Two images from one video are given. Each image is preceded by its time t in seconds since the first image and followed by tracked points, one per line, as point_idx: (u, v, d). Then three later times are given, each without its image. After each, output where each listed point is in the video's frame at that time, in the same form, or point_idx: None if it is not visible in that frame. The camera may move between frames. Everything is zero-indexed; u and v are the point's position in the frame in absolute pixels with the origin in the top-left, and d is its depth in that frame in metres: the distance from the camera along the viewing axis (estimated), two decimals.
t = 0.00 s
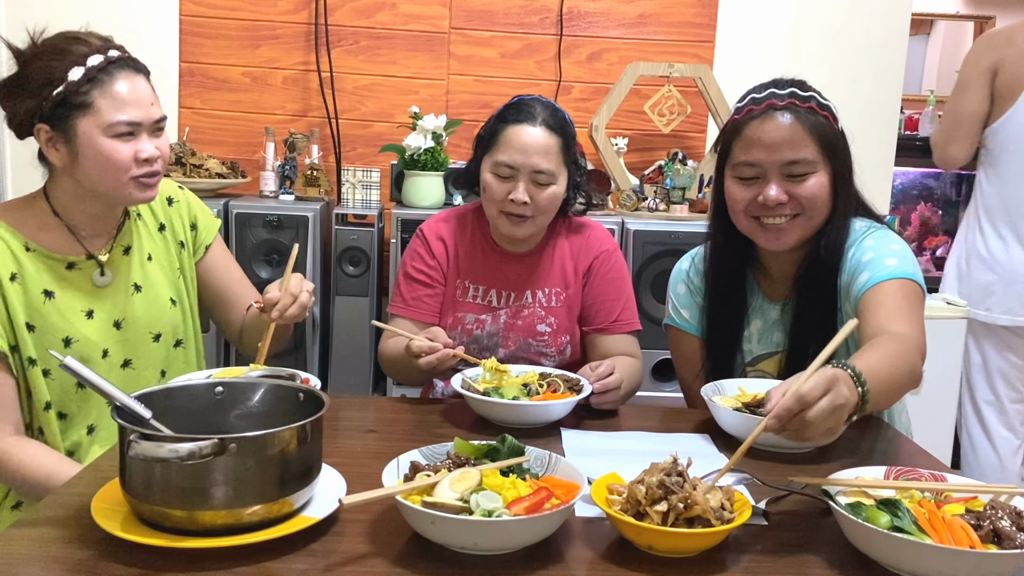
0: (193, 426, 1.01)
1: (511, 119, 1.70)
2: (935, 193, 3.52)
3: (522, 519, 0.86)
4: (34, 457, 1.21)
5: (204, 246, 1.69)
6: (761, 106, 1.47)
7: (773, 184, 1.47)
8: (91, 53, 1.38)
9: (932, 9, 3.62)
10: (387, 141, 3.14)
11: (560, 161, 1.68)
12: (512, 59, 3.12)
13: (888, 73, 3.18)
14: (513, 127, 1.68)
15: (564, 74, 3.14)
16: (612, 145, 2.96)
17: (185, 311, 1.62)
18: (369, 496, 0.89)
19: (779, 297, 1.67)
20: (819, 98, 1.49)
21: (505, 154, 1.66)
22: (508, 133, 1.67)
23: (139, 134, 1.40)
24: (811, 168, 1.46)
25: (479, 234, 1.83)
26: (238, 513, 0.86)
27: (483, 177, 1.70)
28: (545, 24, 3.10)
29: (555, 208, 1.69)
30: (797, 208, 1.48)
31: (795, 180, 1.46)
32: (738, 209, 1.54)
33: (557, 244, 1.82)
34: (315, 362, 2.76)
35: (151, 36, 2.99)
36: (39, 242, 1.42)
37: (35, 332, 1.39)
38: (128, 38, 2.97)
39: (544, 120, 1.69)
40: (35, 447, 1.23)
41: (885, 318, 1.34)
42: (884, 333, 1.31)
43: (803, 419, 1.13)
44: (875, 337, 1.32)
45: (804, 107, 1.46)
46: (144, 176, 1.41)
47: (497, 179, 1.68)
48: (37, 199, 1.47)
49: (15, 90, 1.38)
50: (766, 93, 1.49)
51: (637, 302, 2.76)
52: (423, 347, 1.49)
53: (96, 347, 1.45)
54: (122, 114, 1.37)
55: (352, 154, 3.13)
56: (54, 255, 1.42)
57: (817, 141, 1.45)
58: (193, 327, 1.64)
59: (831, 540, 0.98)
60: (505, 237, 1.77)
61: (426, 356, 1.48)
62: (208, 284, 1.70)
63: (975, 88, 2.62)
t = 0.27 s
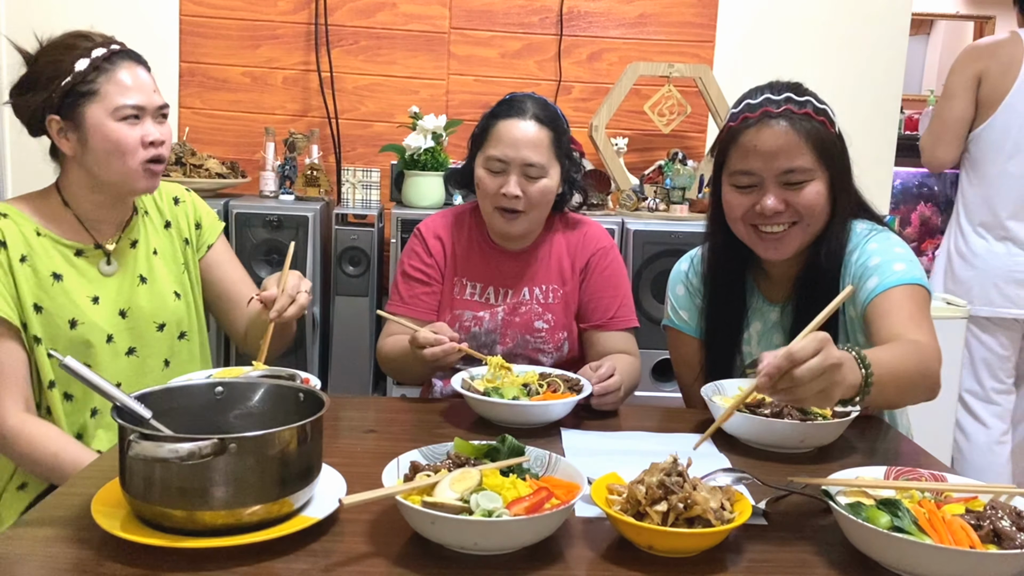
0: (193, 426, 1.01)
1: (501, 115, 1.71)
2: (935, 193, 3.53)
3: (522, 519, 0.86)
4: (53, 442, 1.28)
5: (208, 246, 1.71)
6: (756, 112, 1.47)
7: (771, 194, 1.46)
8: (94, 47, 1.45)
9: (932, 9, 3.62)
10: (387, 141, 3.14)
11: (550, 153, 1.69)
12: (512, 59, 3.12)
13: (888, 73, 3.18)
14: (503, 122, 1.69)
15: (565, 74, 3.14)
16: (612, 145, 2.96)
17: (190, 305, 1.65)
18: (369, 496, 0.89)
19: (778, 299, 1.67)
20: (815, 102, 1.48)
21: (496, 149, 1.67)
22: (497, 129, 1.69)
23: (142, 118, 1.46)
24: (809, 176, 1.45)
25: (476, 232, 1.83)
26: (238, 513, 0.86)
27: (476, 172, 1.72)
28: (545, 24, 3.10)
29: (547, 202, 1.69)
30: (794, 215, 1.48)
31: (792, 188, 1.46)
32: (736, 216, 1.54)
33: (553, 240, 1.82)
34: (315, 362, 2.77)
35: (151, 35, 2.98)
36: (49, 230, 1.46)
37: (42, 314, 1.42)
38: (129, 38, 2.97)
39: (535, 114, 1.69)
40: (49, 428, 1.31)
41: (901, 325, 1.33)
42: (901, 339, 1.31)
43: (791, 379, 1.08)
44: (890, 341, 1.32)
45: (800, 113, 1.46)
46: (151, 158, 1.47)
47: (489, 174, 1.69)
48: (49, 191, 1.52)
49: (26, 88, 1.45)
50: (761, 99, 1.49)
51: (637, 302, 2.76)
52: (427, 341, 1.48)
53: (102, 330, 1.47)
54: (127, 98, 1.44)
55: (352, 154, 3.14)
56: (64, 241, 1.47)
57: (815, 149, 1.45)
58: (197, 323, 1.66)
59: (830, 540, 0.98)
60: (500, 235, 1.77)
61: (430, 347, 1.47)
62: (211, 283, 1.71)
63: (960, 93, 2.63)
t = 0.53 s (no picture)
0: (192, 426, 1.01)
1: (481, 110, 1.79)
2: (935, 193, 3.53)
3: (522, 519, 0.86)
4: (56, 441, 1.29)
5: (214, 246, 1.71)
6: (754, 116, 1.47)
7: (770, 198, 1.46)
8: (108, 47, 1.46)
9: (932, 9, 3.62)
10: (387, 141, 3.14)
11: (517, 145, 1.73)
12: (512, 59, 3.12)
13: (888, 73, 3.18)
14: (478, 116, 1.77)
15: (565, 74, 3.14)
16: (612, 145, 2.96)
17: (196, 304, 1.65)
18: (369, 496, 0.89)
19: (778, 300, 1.67)
20: (814, 105, 1.48)
21: (469, 142, 1.76)
22: (473, 125, 1.77)
23: (151, 120, 1.46)
24: (807, 180, 1.45)
25: (477, 231, 1.84)
26: (238, 513, 0.86)
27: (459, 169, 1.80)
28: (545, 24, 3.10)
29: (515, 192, 1.71)
30: (793, 219, 1.47)
31: (791, 192, 1.46)
32: (735, 220, 1.53)
33: (553, 240, 1.83)
34: (315, 362, 2.77)
35: (151, 35, 2.98)
36: (55, 229, 1.47)
37: (46, 313, 1.44)
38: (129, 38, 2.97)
39: (507, 107, 1.76)
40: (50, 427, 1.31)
41: (900, 327, 1.33)
42: (900, 342, 1.31)
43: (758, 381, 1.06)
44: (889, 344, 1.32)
45: (798, 117, 1.45)
46: (158, 159, 1.47)
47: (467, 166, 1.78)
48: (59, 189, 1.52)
49: (39, 84, 1.45)
50: (759, 102, 1.49)
51: (637, 302, 2.76)
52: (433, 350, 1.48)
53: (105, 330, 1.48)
54: (136, 99, 1.44)
55: (352, 154, 3.14)
56: (70, 241, 1.48)
57: (814, 152, 1.44)
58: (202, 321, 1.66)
59: (831, 540, 0.98)
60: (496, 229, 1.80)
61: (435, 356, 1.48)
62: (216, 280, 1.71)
63: (960, 94, 2.60)
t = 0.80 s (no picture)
0: (193, 426, 1.01)
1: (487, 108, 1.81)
2: (935, 193, 3.53)
3: (522, 519, 0.86)
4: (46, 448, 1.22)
5: (229, 261, 1.68)
6: (752, 116, 1.47)
7: (767, 196, 1.46)
8: (142, 69, 1.31)
9: (932, 9, 3.62)
10: (386, 141, 3.14)
11: (522, 141, 1.75)
12: (512, 59, 3.12)
13: (888, 74, 3.18)
14: (485, 114, 1.79)
15: (565, 75, 3.14)
16: (612, 145, 2.96)
17: (206, 321, 1.61)
18: (369, 496, 0.89)
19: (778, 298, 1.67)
20: (813, 104, 1.48)
21: (474, 139, 1.78)
22: (479, 122, 1.79)
23: (171, 159, 1.32)
24: (804, 179, 1.45)
25: (481, 228, 1.84)
26: (238, 513, 0.86)
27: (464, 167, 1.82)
28: (545, 24, 3.10)
29: (520, 189, 1.72)
30: (790, 218, 1.47)
31: (789, 191, 1.46)
32: (734, 219, 1.54)
33: (557, 238, 1.84)
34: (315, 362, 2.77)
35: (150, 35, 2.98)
36: (65, 245, 1.39)
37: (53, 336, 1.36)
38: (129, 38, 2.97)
39: (513, 103, 1.78)
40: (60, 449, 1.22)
41: (883, 320, 1.34)
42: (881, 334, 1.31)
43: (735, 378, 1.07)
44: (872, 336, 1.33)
45: (797, 116, 1.45)
46: (170, 198, 1.34)
47: (471, 164, 1.79)
48: (69, 199, 1.43)
49: (60, 91, 1.33)
50: (758, 101, 1.49)
51: (637, 302, 2.76)
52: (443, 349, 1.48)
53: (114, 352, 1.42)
54: (156, 136, 1.29)
55: (352, 154, 3.13)
56: (80, 259, 1.39)
57: (810, 150, 1.44)
58: (211, 340, 1.62)
59: (831, 540, 0.98)
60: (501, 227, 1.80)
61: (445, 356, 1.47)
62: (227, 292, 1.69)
63: (951, 92, 2.62)
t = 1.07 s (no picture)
0: (193, 426, 1.01)
1: (505, 107, 1.77)
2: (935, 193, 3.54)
3: (522, 519, 0.86)
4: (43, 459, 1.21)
5: (236, 269, 1.66)
6: (748, 115, 1.47)
7: (763, 196, 1.46)
8: (181, 109, 1.26)
9: (932, 9, 3.62)
10: (386, 141, 3.14)
11: (549, 146, 1.73)
12: (512, 59, 3.12)
13: (887, 74, 3.18)
14: (505, 116, 1.75)
15: (565, 74, 3.14)
16: (611, 145, 2.96)
17: (211, 334, 1.61)
18: (369, 496, 0.89)
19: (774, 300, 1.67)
20: (809, 104, 1.48)
21: (498, 141, 1.73)
22: (500, 122, 1.75)
23: (198, 204, 1.29)
24: (800, 179, 1.45)
25: (482, 225, 1.85)
26: (238, 513, 0.86)
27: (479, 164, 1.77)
28: (545, 24, 3.10)
29: (546, 194, 1.72)
30: (786, 219, 1.47)
31: (785, 191, 1.45)
32: (731, 220, 1.53)
33: (556, 234, 1.84)
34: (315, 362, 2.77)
35: (151, 35, 2.98)
36: (69, 262, 1.37)
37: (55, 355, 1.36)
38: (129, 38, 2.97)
39: (535, 107, 1.74)
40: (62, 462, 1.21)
41: (892, 322, 1.33)
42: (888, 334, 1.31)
43: (755, 354, 1.10)
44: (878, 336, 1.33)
45: (792, 116, 1.45)
46: (188, 240, 1.32)
47: (490, 164, 1.74)
48: (75, 212, 1.40)
49: (89, 115, 1.28)
50: (754, 102, 1.49)
51: (637, 302, 2.76)
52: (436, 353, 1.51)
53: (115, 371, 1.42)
54: (186, 182, 1.26)
55: (352, 154, 3.14)
56: (83, 276, 1.38)
57: (806, 150, 1.45)
58: (215, 351, 1.62)
59: (831, 540, 0.98)
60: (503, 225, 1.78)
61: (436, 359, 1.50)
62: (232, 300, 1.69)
63: (927, 103, 2.75)
